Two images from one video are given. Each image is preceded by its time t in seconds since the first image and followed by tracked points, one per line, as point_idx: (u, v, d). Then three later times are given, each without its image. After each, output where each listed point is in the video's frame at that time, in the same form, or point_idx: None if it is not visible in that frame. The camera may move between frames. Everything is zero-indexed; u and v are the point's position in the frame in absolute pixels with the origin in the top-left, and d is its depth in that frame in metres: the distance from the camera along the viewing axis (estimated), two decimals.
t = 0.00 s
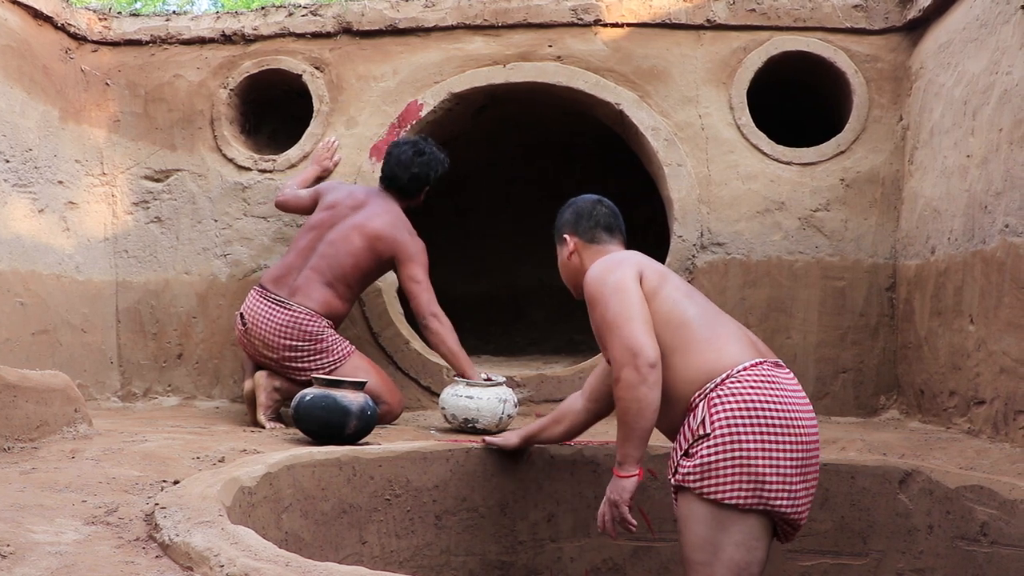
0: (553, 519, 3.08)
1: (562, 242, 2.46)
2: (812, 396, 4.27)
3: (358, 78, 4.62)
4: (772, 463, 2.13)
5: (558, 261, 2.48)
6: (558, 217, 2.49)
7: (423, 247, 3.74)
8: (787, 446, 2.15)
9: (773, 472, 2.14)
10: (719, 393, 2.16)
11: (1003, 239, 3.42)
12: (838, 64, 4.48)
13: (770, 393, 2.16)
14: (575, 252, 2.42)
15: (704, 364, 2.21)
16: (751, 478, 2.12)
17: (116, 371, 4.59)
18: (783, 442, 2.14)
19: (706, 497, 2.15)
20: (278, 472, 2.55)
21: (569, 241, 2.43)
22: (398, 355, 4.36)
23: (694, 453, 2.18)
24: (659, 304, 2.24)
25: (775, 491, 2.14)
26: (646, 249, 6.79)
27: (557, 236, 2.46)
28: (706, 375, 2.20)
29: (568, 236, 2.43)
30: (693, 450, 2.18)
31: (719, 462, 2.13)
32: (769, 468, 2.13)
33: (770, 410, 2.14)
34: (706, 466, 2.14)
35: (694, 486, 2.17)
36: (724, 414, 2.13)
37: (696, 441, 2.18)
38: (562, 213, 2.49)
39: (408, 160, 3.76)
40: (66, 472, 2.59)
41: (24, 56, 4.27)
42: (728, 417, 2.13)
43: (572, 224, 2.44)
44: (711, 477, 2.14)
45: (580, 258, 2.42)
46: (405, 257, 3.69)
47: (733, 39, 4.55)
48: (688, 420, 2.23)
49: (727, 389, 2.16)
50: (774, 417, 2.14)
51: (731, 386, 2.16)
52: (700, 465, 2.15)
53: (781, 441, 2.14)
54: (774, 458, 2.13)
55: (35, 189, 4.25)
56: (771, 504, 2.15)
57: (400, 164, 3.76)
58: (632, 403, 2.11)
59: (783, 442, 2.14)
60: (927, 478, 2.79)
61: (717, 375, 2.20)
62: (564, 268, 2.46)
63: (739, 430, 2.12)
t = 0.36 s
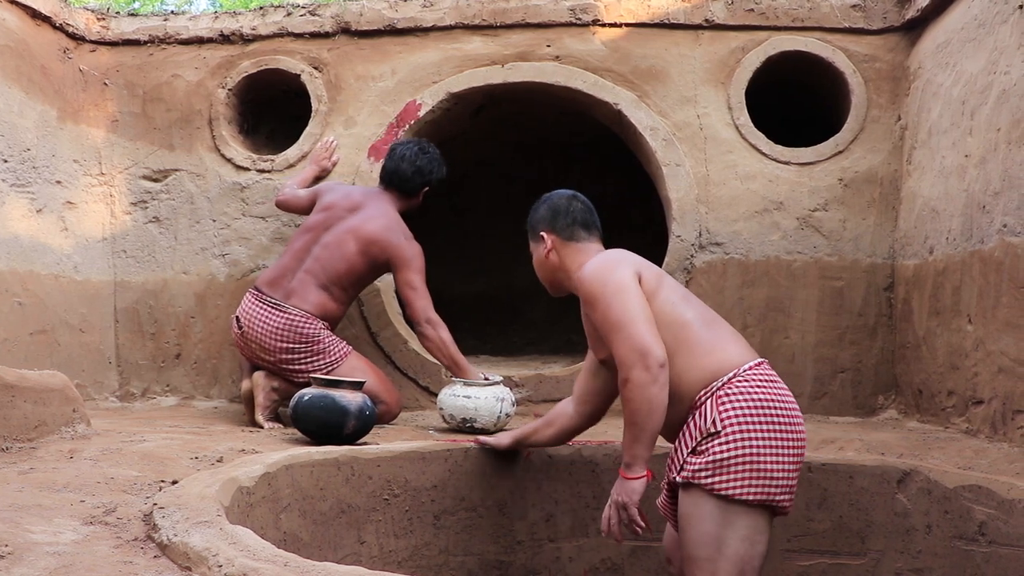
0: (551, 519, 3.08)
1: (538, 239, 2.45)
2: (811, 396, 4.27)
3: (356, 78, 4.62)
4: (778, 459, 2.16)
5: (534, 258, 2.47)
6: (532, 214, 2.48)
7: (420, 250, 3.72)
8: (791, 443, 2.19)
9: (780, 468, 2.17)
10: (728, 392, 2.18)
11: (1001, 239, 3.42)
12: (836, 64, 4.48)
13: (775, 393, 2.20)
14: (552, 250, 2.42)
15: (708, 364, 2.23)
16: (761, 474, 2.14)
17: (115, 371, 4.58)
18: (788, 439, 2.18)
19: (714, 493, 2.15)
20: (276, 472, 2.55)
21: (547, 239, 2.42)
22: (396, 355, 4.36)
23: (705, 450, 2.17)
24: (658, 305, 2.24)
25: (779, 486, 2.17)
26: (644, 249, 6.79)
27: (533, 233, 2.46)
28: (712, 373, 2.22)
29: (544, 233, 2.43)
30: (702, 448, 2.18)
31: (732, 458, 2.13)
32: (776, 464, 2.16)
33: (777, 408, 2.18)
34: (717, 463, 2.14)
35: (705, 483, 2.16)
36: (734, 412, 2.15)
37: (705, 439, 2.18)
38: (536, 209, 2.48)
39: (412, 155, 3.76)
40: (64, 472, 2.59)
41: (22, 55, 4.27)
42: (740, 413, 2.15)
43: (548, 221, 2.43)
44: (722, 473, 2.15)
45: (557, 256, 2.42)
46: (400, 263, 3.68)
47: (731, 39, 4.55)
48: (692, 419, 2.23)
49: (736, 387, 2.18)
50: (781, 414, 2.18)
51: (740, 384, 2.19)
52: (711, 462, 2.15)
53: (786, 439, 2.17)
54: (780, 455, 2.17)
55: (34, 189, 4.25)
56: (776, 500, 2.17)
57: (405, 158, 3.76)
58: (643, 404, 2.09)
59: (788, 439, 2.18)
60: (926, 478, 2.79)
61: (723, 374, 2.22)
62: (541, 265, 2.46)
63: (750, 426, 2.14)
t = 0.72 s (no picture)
0: (550, 519, 3.08)
1: (528, 242, 2.46)
2: (809, 395, 4.27)
3: (355, 78, 4.62)
4: (773, 451, 2.25)
5: (523, 260, 2.48)
6: (520, 217, 2.50)
7: (406, 244, 3.69)
8: (784, 437, 2.28)
9: (774, 458, 2.26)
10: (730, 385, 2.25)
11: (999, 239, 3.43)
12: (834, 64, 4.48)
13: (771, 387, 2.30)
14: (544, 250, 2.43)
15: (706, 360, 2.28)
16: (758, 462, 2.23)
17: (113, 372, 4.57)
18: (782, 431, 2.28)
19: (713, 478, 2.21)
20: (274, 473, 2.55)
21: (538, 241, 2.43)
22: (394, 355, 4.35)
23: (707, 438, 2.23)
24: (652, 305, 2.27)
25: (770, 477, 2.25)
26: (643, 250, 6.80)
27: (522, 235, 2.46)
28: (713, 369, 2.28)
29: (535, 234, 2.44)
30: (705, 435, 2.23)
31: (734, 445, 2.21)
32: (771, 454, 2.25)
33: (774, 403, 2.27)
34: (720, 449, 2.21)
35: (707, 469, 2.21)
36: (737, 402, 2.22)
37: (707, 427, 2.24)
38: (525, 211, 2.49)
39: (406, 152, 3.77)
40: (62, 472, 2.59)
41: (20, 55, 4.27)
42: (742, 404, 2.22)
43: (539, 223, 2.45)
44: (724, 460, 2.21)
45: (548, 257, 2.43)
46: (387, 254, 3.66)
47: (729, 39, 4.56)
48: (692, 410, 2.28)
49: (738, 379, 2.26)
50: (776, 407, 2.28)
51: (740, 377, 2.27)
52: (714, 449, 2.21)
53: (780, 432, 2.27)
54: (775, 447, 2.26)
55: (32, 189, 4.25)
56: (769, 488, 2.26)
57: (399, 153, 3.76)
58: (639, 400, 2.12)
59: (782, 434, 2.28)
60: (924, 477, 2.80)
61: (723, 370, 2.28)
62: (530, 267, 2.47)
63: (751, 416, 2.23)
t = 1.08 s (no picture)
0: (549, 520, 3.08)
1: (521, 237, 2.46)
2: (808, 395, 4.27)
3: (353, 78, 4.62)
4: (759, 458, 2.28)
5: (514, 253, 2.48)
6: (510, 208, 2.50)
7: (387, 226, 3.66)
8: (770, 443, 2.31)
9: (760, 464, 2.29)
10: (716, 396, 2.26)
11: (996, 238, 3.43)
12: (833, 64, 4.48)
13: (756, 396, 2.31)
14: (537, 244, 2.43)
15: (692, 367, 2.29)
16: (745, 470, 2.26)
17: (111, 372, 4.57)
18: (768, 437, 2.31)
19: (703, 487, 2.23)
20: (272, 473, 2.55)
21: (531, 235, 2.43)
22: (392, 355, 4.35)
23: (695, 450, 2.25)
24: (631, 324, 2.28)
25: (757, 483, 2.29)
26: (641, 250, 6.80)
27: (514, 228, 2.46)
28: (698, 377, 2.29)
29: (528, 227, 2.44)
30: (693, 448, 2.25)
31: (722, 456, 2.23)
32: (758, 460, 2.28)
33: (759, 411, 2.30)
34: (709, 461, 2.23)
35: (697, 480, 2.24)
36: (724, 413, 2.24)
37: (695, 439, 2.25)
38: (517, 204, 2.49)
39: (364, 140, 3.65)
40: (60, 472, 2.59)
41: (18, 55, 4.27)
42: (728, 417, 2.25)
43: (532, 217, 2.45)
44: (712, 471, 2.23)
45: (542, 251, 2.44)
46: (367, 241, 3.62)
47: (727, 39, 4.56)
48: (679, 421, 2.30)
49: (723, 391, 2.27)
50: (762, 415, 2.30)
51: (726, 389, 2.28)
52: (703, 460, 2.23)
53: (767, 441, 2.30)
54: (761, 454, 2.29)
55: (29, 189, 4.25)
56: (756, 492, 2.30)
57: (358, 145, 3.65)
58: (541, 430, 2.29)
59: (768, 440, 2.31)
60: (922, 477, 2.80)
61: (708, 380, 2.29)
62: (521, 260, 2.47)
63: (738, 427, 2.25)
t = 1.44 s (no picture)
0: (547, 519, 3.09)
1: (503, 226, 2.47)
2: (807, 395, 4.27)
3: (352, 78, 4.62)
4: (736, 455, 2.27)
5: (496, 242, 2.50)
6: (497, 195, 2.50)
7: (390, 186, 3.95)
8: (746, 439, 2.29)
9: (738, 462, 2.27)
10: (687, 394, 2.25)
11: (995, 238, 3.43)
12: (832, 64, 4.49)
13: (730, 392, 2.30)
14: (517, 237, 2.45)
15: (666, 365, 2.29)
16: (720, 469, 2.24)
17: (110, 372, 4.56)
18: (743, 434, 2.29)
19: (676, 488, 2.24)
20: (271, 473, 2.55)
21: (512, 227, 2.45)
22: (391, 355, 4.35)
23: (666, 450, 2.25)
24: (616, 311, 2.28)
25: (737, 481, 2.27)
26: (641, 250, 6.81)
27: (497, 217, 2.47)
28: (669, 375, 2.29)
29: (509, 218, 2.45)
30: (664, 448, 2.25)
31: (693, 456, 2.22)
32: (734, 459, 2.26)
33: (733, 407, 2.28)
34: (679, 462, 2.22)
35: (669, 481, 2.24)
36: (693, 412, 2.24)
37: (666, 438, 2.26)
38: (503, 193, 2.49)
39: (315, 129, 3.79)
40: (59, 472, 2.59)
41: (17, 55, 4.27)
42: (698, 416, 2.23)
43: (515, 208, 2.45)
44: (684, 471, 2.23)
45: (521, 245, 2.45)
46: (381, 206, 3.90)
47: (726, 39, 4.56)
48: (651, 420, 2.30)
49: (694, 389, 2.26)
50: (736, 412, 2.28)
51: (697, 387, 2.27)
52: (673, 461, 2.23)
53: (742, 439, 2.28)
54: (737, 451, 2.27)
55: (29, 189, 4.25)
56: (736, 490, 2.28)
57: (311, 136, 3.79)
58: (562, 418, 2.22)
59: (743, 436, 2.29)
60: (921, 477, 2.80)
61: (681, 376, 2.29)
62: (502, 249, 2.50)
63: (709, 425, 2.24)
